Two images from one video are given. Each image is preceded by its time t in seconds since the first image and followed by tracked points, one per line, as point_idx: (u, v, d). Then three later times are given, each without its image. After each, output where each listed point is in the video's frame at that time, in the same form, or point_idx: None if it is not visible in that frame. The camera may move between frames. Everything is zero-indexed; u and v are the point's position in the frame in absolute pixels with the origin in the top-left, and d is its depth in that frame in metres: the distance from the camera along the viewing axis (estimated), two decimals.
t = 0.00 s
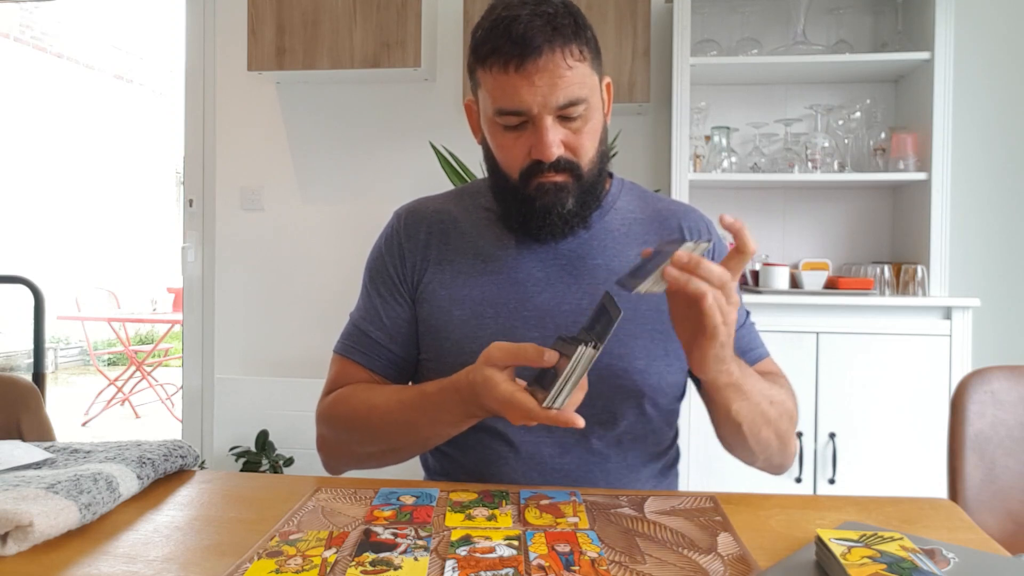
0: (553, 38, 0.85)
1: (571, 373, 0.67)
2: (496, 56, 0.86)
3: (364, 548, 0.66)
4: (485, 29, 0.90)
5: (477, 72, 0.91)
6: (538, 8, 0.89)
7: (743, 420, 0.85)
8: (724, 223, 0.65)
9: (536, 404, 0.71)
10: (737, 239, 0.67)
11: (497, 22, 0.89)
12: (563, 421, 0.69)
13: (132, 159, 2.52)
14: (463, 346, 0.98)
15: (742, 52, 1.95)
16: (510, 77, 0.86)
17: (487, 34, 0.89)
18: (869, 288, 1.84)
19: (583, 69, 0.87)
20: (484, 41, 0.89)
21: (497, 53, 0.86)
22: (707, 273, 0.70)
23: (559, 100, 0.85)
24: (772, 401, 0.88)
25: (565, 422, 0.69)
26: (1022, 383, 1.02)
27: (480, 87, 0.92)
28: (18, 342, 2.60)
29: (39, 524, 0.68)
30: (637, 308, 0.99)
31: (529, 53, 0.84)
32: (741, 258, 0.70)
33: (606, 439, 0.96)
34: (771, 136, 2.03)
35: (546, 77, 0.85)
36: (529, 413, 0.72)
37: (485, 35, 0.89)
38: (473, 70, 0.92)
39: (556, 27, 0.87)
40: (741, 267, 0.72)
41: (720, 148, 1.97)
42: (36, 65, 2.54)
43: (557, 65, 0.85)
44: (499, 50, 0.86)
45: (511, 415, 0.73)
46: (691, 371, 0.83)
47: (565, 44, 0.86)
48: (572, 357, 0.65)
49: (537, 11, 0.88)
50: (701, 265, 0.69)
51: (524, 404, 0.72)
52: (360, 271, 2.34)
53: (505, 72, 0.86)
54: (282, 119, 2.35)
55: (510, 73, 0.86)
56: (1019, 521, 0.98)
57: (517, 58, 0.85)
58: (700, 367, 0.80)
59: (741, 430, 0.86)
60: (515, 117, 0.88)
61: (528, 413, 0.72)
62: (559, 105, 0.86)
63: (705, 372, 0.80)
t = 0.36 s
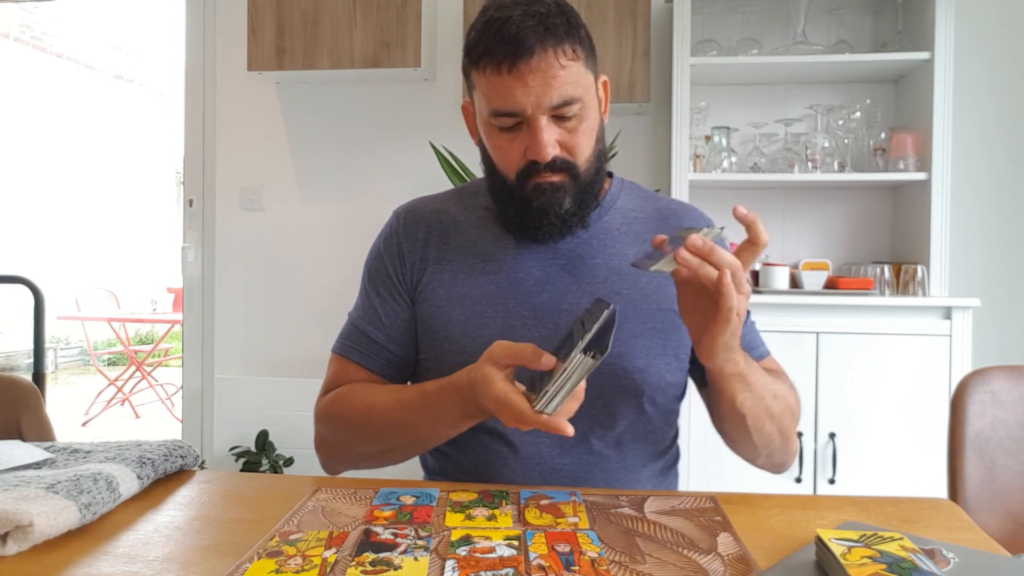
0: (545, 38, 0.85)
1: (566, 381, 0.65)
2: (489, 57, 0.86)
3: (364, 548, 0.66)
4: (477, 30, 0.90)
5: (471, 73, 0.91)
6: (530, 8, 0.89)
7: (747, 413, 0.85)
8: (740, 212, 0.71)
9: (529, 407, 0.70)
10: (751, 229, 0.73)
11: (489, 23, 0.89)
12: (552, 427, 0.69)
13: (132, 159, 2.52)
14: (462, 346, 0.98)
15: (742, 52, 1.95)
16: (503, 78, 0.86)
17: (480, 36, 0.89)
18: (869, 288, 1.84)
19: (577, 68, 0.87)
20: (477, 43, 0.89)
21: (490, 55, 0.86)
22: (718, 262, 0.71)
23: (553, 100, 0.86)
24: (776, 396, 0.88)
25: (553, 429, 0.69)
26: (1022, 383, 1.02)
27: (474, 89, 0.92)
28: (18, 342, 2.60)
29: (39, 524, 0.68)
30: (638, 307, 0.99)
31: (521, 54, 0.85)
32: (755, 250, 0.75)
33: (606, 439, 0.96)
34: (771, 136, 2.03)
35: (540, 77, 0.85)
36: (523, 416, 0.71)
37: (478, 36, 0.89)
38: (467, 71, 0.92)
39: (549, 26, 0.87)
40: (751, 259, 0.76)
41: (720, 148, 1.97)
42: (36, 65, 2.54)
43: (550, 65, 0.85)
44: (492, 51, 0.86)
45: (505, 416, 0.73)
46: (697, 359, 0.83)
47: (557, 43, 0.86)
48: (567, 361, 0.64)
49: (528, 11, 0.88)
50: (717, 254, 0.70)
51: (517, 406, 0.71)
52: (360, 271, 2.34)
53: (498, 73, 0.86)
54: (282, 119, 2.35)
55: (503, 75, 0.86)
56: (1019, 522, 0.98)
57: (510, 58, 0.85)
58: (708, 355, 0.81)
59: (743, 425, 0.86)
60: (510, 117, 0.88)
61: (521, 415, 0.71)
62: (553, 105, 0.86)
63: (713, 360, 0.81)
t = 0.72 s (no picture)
0: (544, 38, 0.85)
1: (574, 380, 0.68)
2: (489, 57, 0.86)
3: (364, 548, 0.66)
4: (476, 30, 0.90)
5: (471, 73, 0.91)
6: (529, 7, 0.89)
7: (745, 414, 0.85)
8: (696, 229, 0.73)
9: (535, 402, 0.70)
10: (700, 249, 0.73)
11: (488, 23, 0.89)
12: (558, 425, 0.69)
13: (132, 159, 2.52)
14: (463, 345, 0.98)
15: (742, 52, 1.95)
16: (503, 78, 0.86)
17: (479, 35, 0.89)
18: (869, 288, 1.84)
19: (576, 67, 0.87)
20: (476, 43, 0.89)
21: (490, 54, 0.86)
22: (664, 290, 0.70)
23: (552, 99, 0.86)
24: (774, 393, 0.87)
25: (558, 427, 0.69)
26: (1023, 383, 1.02)
27: (475, 89, 0.92)
28: (18, 342, 2.60)
29: (39, 524, 0.68)
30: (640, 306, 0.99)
31: (520, 54, 0.85)
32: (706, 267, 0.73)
33: (606, 438, 0.95)
34: (771, 136, 2.03)
35: (539, 77, 0.85)
36: (528, 410, 0.71)
37: (477, 36, 0.89)
38: (467, 72, 0.92)
39: (548, 26, 0.87)
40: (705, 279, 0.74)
41: (720, 148, 1.97)
42: (36, 65, 2.54)
43: (550, 64, 0.85)
44: (491, 51, 0.86)
45: (508, 412, 0.73)
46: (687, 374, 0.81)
47: (557, 43, 0.86)
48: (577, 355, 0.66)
49: (527, 11, 0.88)
50: (659, 286, 0.69)
51: (522, 400, 0.71)
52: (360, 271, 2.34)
53: (498, 73, 0.86)
54: (282, 119, 2.35)
55: (503, 74, 0.86)
56: (1019, 521, 0.98)
57: (509, 58, 0.85)
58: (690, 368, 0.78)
59: (740, 426, 0.86)
60: (510, 117, 0.88)
61: (524, 410, 0.71)
62: (553, 104, 0.86)
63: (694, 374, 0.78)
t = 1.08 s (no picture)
0: (545, 38, 0.85)
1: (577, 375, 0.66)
2: (490, 57, 0.86)
3: (364, 548, 0.66)
4: (478, 30, 0.90)
5: (472, 73, 0.91)
6: (530, 8, 0.89)
7: (741, 418, 0.85)
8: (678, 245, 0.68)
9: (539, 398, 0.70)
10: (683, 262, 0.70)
11: (489, 23, 0.89)
12: (564, 420, 0.69)
13: (132, 159, 2.52)
14: (464, 345, 0.98)
15: (742, 52, 1.95)
16: (504, 78, 0.86)
17: (480, 36, 0.89)
18: (869, 288, 1.84)
19: (578, 68, 0.87)
20: (477, 43, 0.89)
21: (491, 55, 0.86)
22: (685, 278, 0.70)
23: (554, 99, 0.86)
24: (770, 396, 0.87)
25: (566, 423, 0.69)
26: (1023, 383, 1.02)
27: (476, 89, 0.92)
28: (18, 342, 2.60)
29: (39, 524, 0.68)
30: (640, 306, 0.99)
31: (521, 54, 0.85)
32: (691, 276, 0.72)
33: (607, 437, 0.95)
34: (771, 136, 2.03)
35: (540, 77, 0.85)
36: (534, 406, 0.71)
37: (478, 36, 0.89)
38: (468, 72, 0.92)
39: (549, 26, 0.87)
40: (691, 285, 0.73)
41: (720, 148, 1.97)
42: (36, 65, 2.54)
43: (551, 64, 0.85)
44: (493, 52, 0.86)
45: (513, 407, 0.74)
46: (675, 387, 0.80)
47: (558, 43, 0.86)
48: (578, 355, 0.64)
49: (528, 11, 0.88)
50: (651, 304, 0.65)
51: (528, 395, 0.71)
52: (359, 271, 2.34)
53: (499, 73, 0.86)
54: (282, 119, 2.35)
55: (504, 75, 0.86)
56: (1019, 521, 0.98)
57: (510, 58, 0.85)
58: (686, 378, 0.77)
59: (740, 422, 0.86)
60: (511, 117, 0.88)
61: (530, 406, 0.71)
62: (554, 104, 0.86)
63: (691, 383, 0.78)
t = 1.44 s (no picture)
0: (542, 38, 0.85)
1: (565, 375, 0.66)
2: (488, 57, 0.86)
3: (364, 548, 0.66)
4: (475, 31, 0.91)
5: (470, 74, 0.91)
6: (527, 8, 0.89)
7: (749, 416, 0.85)
8: (689, 259, 0.68)
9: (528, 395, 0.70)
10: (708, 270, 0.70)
11: (487, 23, 0.89)
12: (553, 419, 0.69)
13: (132, 159, 2.52)
14: (463, 345, 0.98)
15: (742, 52, 1.95)
16: (502, 78, 0.86)
17: (478, 36, 0.89)
18: (869, 288, 1.84)
19: (575, 68, 0.87)
20: (475, 43, 0.89)
21: (489, 55, 0.86)
22: (713, 277, 0.70)
23: (551, 99, 0.86)
24: (777, 396, 0.88)
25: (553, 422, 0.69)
26: (1022, 383, 1.02)
27: (474, 89, 0.92)
28: (18, 342, 2.60)
29: (39, 524, 0.68)
30: (640, 306, 0.99)
31: (519, 54, 0.85)
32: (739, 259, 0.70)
33: (606, 438, 0.95)
34: (771, 136, 2.03)
35: (538, 77, 0.85)
36: (524, 405, 0.70)
37: (476, 36, 0.89)
38: (466, 72, 0.92)
39: (546, 26, 0.87)
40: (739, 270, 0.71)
41: (720, 148, 1.97)
42: (37, 65, 2.54)
43: (549, 65, 0.85)
44: (490, 52, 0.86)
45: (504, 407, 0.73)
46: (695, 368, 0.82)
47: (555, 43, 0.86)
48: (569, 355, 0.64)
49: (526, 11, 0.88)
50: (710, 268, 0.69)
51: (517, 394, 0.71)
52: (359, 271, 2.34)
53: (497, 73, 0.86)
54: (282, 119, 2.35)
55: (501, 75, 0.86)
56: (1019, 521, 0.98)
57: (508, 59, 0.85)
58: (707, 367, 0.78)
59: (739, 422, 0.86)
60: (509, 117, 0.88)
61: (520, 405, 0.71)
62: (552, 104, 0.86)
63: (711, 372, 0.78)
